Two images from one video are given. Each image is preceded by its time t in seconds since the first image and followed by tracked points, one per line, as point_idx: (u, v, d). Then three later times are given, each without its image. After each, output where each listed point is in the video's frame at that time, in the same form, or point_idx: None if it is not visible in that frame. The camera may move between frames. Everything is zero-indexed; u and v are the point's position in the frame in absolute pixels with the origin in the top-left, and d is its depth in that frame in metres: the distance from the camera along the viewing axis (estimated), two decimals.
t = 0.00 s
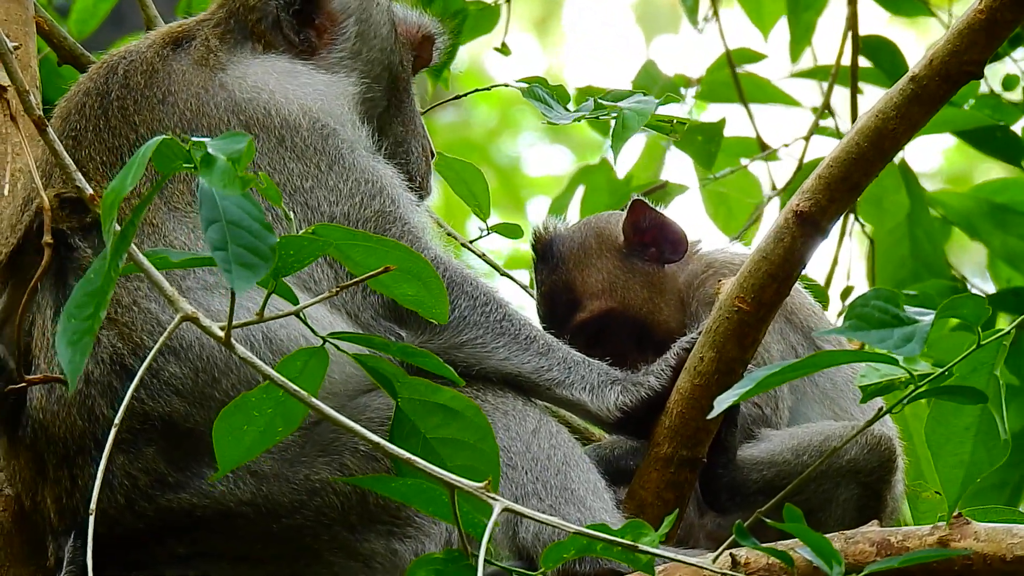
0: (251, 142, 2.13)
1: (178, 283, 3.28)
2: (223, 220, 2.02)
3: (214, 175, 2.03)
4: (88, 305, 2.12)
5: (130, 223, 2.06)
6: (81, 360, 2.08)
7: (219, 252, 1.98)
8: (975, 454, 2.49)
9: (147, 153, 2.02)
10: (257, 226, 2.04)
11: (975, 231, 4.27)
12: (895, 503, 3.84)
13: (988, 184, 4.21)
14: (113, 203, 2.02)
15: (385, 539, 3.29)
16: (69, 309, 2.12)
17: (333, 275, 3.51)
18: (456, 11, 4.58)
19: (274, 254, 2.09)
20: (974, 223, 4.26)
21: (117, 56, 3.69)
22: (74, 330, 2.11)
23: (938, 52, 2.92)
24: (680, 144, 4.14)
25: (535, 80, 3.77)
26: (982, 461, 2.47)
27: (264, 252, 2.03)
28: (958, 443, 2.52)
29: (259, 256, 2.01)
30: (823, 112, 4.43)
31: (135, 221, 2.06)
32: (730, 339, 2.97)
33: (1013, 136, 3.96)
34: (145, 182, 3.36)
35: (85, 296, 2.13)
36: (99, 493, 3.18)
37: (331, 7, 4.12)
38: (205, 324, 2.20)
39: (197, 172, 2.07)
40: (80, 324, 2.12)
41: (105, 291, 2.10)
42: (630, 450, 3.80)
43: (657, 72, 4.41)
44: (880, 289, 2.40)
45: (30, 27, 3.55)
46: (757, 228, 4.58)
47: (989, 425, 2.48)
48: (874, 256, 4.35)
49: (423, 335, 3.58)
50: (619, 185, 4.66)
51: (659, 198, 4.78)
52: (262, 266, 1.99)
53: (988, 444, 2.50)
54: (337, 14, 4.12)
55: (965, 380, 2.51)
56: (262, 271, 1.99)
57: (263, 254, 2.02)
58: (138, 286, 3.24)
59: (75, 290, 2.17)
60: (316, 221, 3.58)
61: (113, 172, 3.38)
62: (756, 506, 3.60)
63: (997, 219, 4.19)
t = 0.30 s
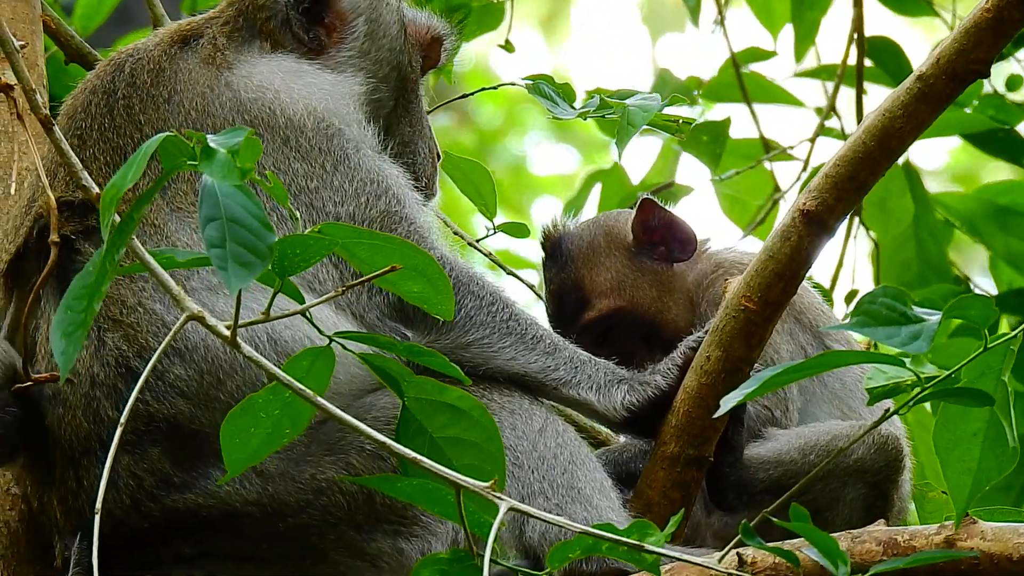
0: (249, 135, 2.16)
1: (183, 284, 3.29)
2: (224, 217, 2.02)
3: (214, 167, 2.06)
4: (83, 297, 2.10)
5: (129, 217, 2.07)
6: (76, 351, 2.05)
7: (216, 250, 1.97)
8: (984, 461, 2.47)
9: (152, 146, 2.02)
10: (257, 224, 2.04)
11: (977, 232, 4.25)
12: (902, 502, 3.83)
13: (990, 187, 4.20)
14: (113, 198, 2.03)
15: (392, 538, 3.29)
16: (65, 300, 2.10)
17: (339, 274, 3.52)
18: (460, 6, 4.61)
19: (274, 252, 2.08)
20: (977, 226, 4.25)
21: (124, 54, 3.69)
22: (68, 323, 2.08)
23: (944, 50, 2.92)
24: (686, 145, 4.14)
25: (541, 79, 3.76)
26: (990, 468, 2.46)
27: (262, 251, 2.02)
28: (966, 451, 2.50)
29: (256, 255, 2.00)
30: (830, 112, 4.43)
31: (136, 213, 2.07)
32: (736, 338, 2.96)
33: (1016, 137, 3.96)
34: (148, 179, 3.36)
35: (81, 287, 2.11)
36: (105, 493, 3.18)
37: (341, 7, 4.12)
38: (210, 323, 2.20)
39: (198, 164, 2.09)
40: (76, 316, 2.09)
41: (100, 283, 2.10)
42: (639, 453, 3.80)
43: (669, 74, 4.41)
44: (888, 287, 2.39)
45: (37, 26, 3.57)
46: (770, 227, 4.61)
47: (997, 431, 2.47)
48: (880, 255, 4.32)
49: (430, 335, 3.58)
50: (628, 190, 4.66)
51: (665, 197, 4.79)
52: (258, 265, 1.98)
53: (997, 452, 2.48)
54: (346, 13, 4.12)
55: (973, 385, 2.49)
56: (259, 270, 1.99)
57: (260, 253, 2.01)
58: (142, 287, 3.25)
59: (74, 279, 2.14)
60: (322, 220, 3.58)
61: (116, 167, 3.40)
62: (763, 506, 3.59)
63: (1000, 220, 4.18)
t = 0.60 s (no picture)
0: (258, 134, 2.19)
1: (190, 284, 3.29)
2: (232, 220, 2.02)
3: (223, 166, 2.09)
4: (101, 304, 2.10)
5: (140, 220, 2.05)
6: (96, 358, 2.05)
7: (225, 253, 1.97)
8: (987, 452, 2.50)
9: (158, 149, 2.02)
10: (265, 226, 2.04)
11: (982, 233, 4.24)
12: (908, 503, 3.83)
13: (997, 189, 4.20)
14: (123, 200, 2.03)
15: (397, 537, 3.30)
16: (83, 307, 2.10)
17: (345, 274, 3.52)
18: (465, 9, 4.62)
19: (283, 254, 2.08)
20: (983, 228, 4.25)
21: (133, 52, 3.70)
22: (87, 330, 2.09)
23: (949, 51, 2.92)
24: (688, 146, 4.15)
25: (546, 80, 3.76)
26: (994, 460, 2.48)
27: (272, 252, 2.02)
28: (969, 443, 2.53)
29: (266, 258, 2.00)
30: (829, 112, 4.43)
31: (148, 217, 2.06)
32: (741, 338, 2.96)
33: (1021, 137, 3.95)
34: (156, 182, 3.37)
35: (98, 295, 2.11)
36: (111, 492, 3.19)
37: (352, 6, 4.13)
38: (217, 322, 2.20)
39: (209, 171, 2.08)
40: (94, 323, 2.10)
41: (117, 290, 2.08)
42: (646, 457, 3.83)
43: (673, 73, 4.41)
44: (893, 283, 2.39)
45: (43, 26, 3.60)
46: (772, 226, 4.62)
47: (1000, 423, 2.50)
48: (880, 253, 4.31)
49: (435, 335, 3.60)
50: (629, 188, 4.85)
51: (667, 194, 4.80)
52: (268, 268, 1.98)
53: (1000, 443, 2.51)
54: (358, 12, 4.13)
55: (976, 380, 2.48)
56: (269, 273, 1.99)
57: (270, 255, 2.01)
58: (150, 287, 3.24)
59: (89, 289, 2.15)
60: (327, 220, 3.58)
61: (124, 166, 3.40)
62: (768, 506, 3.59)
63: (1006, 224, 4.19)
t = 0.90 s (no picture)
0: (268, 139, 2.17)
1: (201, 286, 3.30)
2: (239, 220, 2.02)
3: (232, 171, 2.06)
4: (99, 299, 2.11)
5: (145, 218, 2.06)
6: (91, 353, 2.08)
7: (231, 256, 1.98)
8: (996, 454, 2.48)
9: (164, 150, 2.01)
10: (271, 227, 2.04)
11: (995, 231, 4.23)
12: (917, 504, 3.82)
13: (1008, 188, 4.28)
14: (129, 197, 2.03)
15: (405, 539, 3.30)
16: (82, 301, 2.12)
17: (356, 273, 3.53)
18: (470, 8, 4.43)
19: (289, 254, 2.09)
20: (997, 226, 4.25)
21: (142, 51, 3.66)
22: (85, 325, 2.11)
23: (958, 51, 2.92)
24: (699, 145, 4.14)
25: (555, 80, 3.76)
26: (1003, 462, 2.46)
27: (277, 254, 2.03)
28: (978, 444, 2.50)
29: (271, 261, 2.01)
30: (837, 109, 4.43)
31: (152, 215, 2.07)
32: (750, 338, 2.96)
33: None
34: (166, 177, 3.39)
35: (97, 290, 2.12)
36: (120, 495, 3.19)
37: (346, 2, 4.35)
38: (225, 323, 2.20)
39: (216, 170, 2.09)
40: (92, 318, 2.11)
41: (116, 286, 2.10)
42: (653, 460, 3.81)
43: (680, 70, 4.42)
44: (902, 283, 2.39)
45: (51, 26, 3.62)
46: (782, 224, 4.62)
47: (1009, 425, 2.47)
48: (898, 249, 4.29)
49: (445, 332, 3.59)
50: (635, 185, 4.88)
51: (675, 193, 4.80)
52: (273, 271, 1.99)
53: (1009, 444, 2.49)
54: (351, 8, 4.34)
55: (985, 381, 2.45)
56: (273, 275, 2.00)
57: (275, 257, 2.02)
58: (160, 290, 3.26)
59: (89, 283, 2.16)
60: (338, 213, 3.60)
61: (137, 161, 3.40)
62: (776, 506, 3.59)
63: (1017, 221, 4.19)
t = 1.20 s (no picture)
0: (275, 142, 2.12)
1: (207, 286, 3.30)
2: (245, 221, 2.03)
3: (238, 177, 2.02)
4: (105, 300, 2.12)
5: (151, 219, 2.06)
6: (96, 353, 2.09)
7: (237, 256, 1.99)
8: (1000, 455, 2.48)
9: (171, 149, 2.03)
10: (278, 229, 2.05)
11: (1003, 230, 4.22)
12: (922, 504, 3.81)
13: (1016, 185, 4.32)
14: (134, 199, 2.03)
15: (410, 539, 3.30)
16: (87, 301, 2.13)
17: (361, 272, 3.54)
18: (477, 8, 4.42)
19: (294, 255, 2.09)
20: (1003, 222, 4.27)
21: (145, 50, 3.67)
22: (90, 324, 2.12)
23: (962, 51, 2.92)
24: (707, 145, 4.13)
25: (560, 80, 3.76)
26: (1007, 463, 2.47)
27: (283, 256, 2.03)
28: (982, 445, 2.50)
29: (278, 262, 2.01)
30: (844, 109, 4.43)
31: (157, 215, 2.06)
32: (755, 338, 2.96)
33: None
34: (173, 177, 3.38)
35: (103, 291, 2.13)
36: (124, 496, 3.19)
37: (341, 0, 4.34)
38: (230, 323, 2.20)
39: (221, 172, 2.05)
40: (97, 318, 2.12)
41: (122, 286, 2.10)
42: (658, 460, 3.81)
43: (691, 72, 4.40)
44: (909, 284, 2.39)
45: (56, 26, 3.62)
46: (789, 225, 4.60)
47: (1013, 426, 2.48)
48: (902, 255, 4.28)
49: (450, 331, 3.59)
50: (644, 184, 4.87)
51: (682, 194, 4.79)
52: (280, 272, 2.00)
53: (1013, 444, 2.49)
54: (346, 7, 4.34)
55: (989, 382, 2.47)
56: (280, 276, 2.00)
57: (282, 258, 2.03)
58: (166, 290, 3.26)
59: (94, 285, 2.17)
60: (343, 211, 3.60)
61: (142, 160, 3.40)
62: (780, 507, 3.59)
63: None
